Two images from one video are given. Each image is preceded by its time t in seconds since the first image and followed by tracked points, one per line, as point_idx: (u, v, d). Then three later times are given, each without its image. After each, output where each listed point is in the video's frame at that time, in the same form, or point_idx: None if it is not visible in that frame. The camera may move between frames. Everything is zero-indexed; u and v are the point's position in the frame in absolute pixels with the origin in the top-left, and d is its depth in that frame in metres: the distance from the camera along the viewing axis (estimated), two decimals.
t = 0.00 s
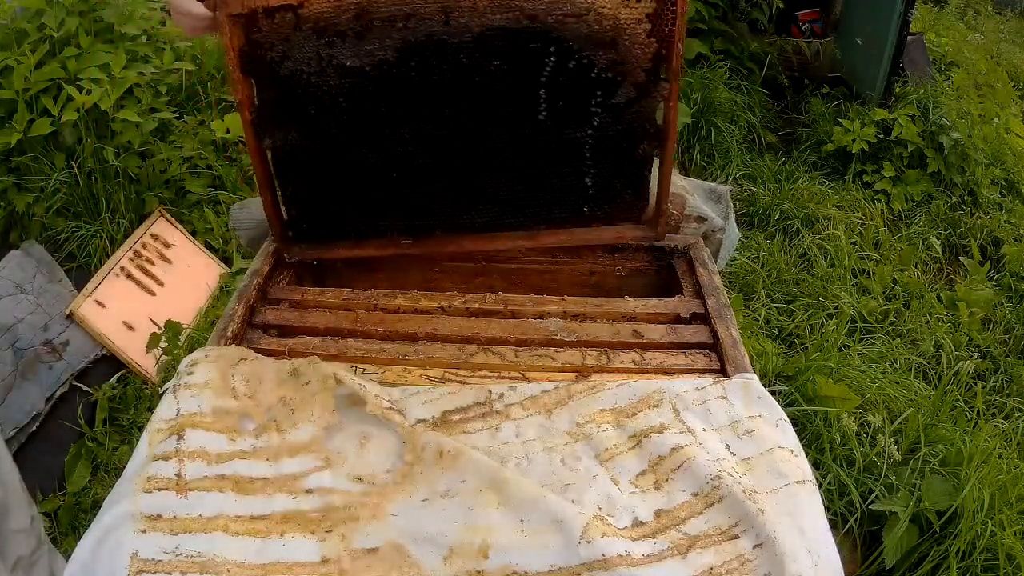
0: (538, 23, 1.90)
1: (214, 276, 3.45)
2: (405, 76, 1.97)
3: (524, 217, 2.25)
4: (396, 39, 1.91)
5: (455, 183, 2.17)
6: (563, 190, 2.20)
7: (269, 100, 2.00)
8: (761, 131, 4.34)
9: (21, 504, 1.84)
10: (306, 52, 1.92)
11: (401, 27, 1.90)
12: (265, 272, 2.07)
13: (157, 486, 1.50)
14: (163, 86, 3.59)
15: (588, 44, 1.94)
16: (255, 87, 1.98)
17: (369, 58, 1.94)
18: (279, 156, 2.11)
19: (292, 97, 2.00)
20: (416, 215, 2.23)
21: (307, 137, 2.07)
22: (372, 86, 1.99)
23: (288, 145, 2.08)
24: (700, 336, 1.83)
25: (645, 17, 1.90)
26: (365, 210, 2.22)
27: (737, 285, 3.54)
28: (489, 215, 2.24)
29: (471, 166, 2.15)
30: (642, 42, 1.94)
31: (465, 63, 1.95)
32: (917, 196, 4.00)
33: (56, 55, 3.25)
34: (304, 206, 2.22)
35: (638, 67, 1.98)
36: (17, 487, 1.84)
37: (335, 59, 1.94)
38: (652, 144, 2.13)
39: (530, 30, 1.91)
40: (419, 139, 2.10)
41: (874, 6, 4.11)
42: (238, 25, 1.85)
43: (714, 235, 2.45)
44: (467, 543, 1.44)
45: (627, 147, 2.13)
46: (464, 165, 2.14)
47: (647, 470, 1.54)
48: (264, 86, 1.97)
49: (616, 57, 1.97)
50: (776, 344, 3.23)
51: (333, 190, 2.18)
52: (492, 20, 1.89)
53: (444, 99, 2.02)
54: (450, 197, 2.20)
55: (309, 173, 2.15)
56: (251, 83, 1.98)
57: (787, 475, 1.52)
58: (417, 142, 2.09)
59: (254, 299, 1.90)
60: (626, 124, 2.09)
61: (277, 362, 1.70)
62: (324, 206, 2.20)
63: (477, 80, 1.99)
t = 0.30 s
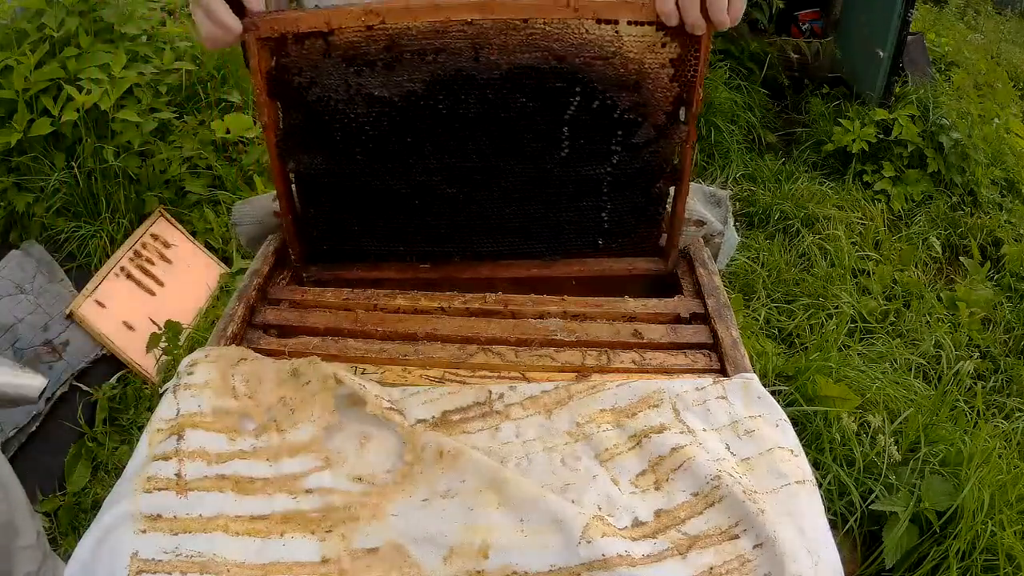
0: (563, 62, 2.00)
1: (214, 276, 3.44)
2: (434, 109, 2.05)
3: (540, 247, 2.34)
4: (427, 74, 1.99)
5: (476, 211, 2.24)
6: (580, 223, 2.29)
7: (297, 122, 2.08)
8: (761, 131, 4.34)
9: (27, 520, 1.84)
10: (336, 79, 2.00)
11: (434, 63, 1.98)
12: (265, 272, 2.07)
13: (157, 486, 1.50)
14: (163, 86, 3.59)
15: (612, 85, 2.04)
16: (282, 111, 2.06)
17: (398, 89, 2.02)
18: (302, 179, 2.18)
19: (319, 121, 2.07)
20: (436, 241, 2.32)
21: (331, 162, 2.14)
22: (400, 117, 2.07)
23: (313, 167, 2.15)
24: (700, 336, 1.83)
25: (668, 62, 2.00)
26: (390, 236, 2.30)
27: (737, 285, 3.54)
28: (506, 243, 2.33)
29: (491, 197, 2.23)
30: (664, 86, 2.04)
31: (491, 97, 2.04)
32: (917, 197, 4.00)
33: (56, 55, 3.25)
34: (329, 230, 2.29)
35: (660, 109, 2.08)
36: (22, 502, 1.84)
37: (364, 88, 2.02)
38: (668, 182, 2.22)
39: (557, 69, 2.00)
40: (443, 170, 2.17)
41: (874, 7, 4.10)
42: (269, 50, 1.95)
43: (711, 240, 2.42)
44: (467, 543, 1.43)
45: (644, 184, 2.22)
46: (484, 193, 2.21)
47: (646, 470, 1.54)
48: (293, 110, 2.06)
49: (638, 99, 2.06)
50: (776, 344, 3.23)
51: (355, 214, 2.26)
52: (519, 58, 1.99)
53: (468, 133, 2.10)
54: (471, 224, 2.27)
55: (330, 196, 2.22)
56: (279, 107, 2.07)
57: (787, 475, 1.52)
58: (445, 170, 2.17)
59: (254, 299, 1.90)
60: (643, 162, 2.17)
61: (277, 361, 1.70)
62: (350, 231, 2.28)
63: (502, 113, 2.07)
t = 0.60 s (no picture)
0: (565, 111, 1.94)
1: (214, 276, 3.41)
2: (438, 156, 2.02)
3: (544, 284, 2.30)
4: (430, 122, 1.96)
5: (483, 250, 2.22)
6: (581, 262, 2.24)
7: (308, 166, 2.07)
8: (761, 131, 4.34)
9: (32, 536, 1.86)
10: (345, 127, 1.98)
11: (437, 112, 1.94)
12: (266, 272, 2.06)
13: (157, 486, 1.50)
14: (163, 86, 3.59)
15: (611, 132, 1.97)
16: (295, 155, 2.05)
17: (404, 136, 1.99)
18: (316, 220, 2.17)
19: (328, 166, 2.06)
20: (445, 277, 2.29)
21: (344, 204, 2.13)
22: (407, 163, 2.03)
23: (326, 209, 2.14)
24: (700, 336, 1.82)
25: (665, 109, 1.92)
26: (398, 272, 2.28)
27: (737, 286, 3.54)
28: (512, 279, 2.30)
29: (496, 237, 2.20)
30: (661, 133, 1.97)
31: (493, 145, 2.00)
32: (917, 197, 4.00)
33: (56, 55, 3.25)
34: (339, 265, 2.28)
35: (656, 155, 2.01)
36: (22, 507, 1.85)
37: (371, 135, 1.99)
38: (666, 223, 2.15)
39: (557, 118, 1.94)
40: (449, 213, 2.14)
41: (874, 6, 4.10)
42: (279, 97, 1.93)
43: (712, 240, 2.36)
44: (467, 543, 1.43)
45: (642, 225, 2.15)
46: (492, 233, 2.18)
47: (646, 470, 1.54)
48: (304, 156, 2.05)
49: (636, 145, 1.99)
50: (776, 344, 3.23)
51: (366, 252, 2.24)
52: (521, 107, 1.93)
53: (472, 178, 2.06)
54: (480, 261, 2.25)
55: (343, 234, 2.20)
56: (292, 151, 2.06)
57: (787, 475, 1.52)
58: (452, 213, 2.14)
59: (254, 299, 1.89)
60: (641, 204, 2.11)
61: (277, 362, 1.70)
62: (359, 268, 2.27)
63: (507, 161, 2.03)
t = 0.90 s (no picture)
0: (556, 183, 1.96)
1: (214, 276, 3.41)
2: (439, 224, 2.06)
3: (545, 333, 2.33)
4: (432, 194, 1.99)
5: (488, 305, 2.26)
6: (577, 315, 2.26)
7: (315, 234, 2.07)
8: (761, 131, 4.34)
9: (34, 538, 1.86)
10: (351, 196, 1.99)
11: (437, 184, 1.97)
12: (268, 271, 2.00)
13: (157, 486, 1.50)
14: (163, 86, 3.55)
15: (601, 202, 1.98)
16: (304, 224, 2.04)
17: (406, 206, 2.02)
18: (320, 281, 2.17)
19: (335, 232, 2.07)
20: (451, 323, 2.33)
21: (352, 264, 2.15)
22: (410, 229, 2.07)
23: (334, 271, 2.15)
24: (700, 336, 1.81)
25: (652, 179, 1.91)
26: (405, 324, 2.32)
27: (737, 286, 3.54)
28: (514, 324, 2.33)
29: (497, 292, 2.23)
30: (648, 201, 1.96)
31: (491, 214, 2.03)
32: (917, 197, 4.00)
33: (56, 55, 3.25)
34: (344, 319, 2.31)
35: (644, 221, 2.00)
36: (22, 506, 1.85)
37: (376, 205, 2.01)
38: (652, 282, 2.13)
39: (550, 190, 1.97)
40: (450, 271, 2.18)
41: (874, 6, 4.12)
42: (288, 168, 1.91)
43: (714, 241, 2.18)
44: (467, 543, 1.43)
45: (630, 284, 2.14)
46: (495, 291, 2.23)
47: (647, 470, 1.54)
48: (311, 224, 2.04)
49: (624, 213, 2.00)
50: (776, 344, 3.23)
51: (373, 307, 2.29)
52: (516, 179, 1.95)
53: (471, 241, 2.10)
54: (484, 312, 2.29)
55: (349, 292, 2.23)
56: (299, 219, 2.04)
57: (787, 475, 1.51)
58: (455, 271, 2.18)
59: (254, 299, 1.88)
60: (630, 265, 2.10)
61: (277, 362, 1.70)
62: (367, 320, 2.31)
63: (503, 227, 2.06)
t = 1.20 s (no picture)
0: (555, 262, 1.94)
1: (214, 276, 3.40)
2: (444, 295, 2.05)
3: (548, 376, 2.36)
4: (437, 268, 1.97)
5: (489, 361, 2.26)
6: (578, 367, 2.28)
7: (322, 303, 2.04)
8: (760, 131, 4.34)
9: (34, 536, 1.86)
10: (362, 266, 1.97)
11: (443, 259, 1.94)
12: (268, 271, 1.88)
13: (157, 486, 1.43)
14: (163, 86, 3.56)
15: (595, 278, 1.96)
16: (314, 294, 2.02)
17: (414, 278, 2.00)
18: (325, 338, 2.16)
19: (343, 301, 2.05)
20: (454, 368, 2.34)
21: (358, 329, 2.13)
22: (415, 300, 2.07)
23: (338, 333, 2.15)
24: (700, 336, 1.71)
25: (645, 257, 1.90)
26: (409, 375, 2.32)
27: (737, 286, 3.54)
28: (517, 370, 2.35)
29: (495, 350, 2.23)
30: (641, 277, 1.94)
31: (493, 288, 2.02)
32: (917, 197, 4.01)
33: (56, 54, 3.25)
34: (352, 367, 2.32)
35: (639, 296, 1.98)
36: (22, 506, 1.85)
37: (385, 276, 2.00)
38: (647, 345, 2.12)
39: (548, 267, 1.96)
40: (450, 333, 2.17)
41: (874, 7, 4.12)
42: (303, 240, 1.89)
43: (715, 240, 2.05)
44: (467, 543, 1.37)
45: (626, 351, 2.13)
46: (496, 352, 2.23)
47: (647, 470, 1.46)
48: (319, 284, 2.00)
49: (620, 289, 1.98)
50: (776, 344, 3.23)
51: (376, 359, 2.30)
52: (517, 258, 1.93)
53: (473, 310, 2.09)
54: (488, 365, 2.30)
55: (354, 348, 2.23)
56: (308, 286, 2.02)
57: (787, 475, 1.44)
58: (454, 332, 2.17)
59: (254, 298, 1.79)
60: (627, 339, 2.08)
61: (278, 362, 1.62)
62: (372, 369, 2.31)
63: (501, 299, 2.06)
